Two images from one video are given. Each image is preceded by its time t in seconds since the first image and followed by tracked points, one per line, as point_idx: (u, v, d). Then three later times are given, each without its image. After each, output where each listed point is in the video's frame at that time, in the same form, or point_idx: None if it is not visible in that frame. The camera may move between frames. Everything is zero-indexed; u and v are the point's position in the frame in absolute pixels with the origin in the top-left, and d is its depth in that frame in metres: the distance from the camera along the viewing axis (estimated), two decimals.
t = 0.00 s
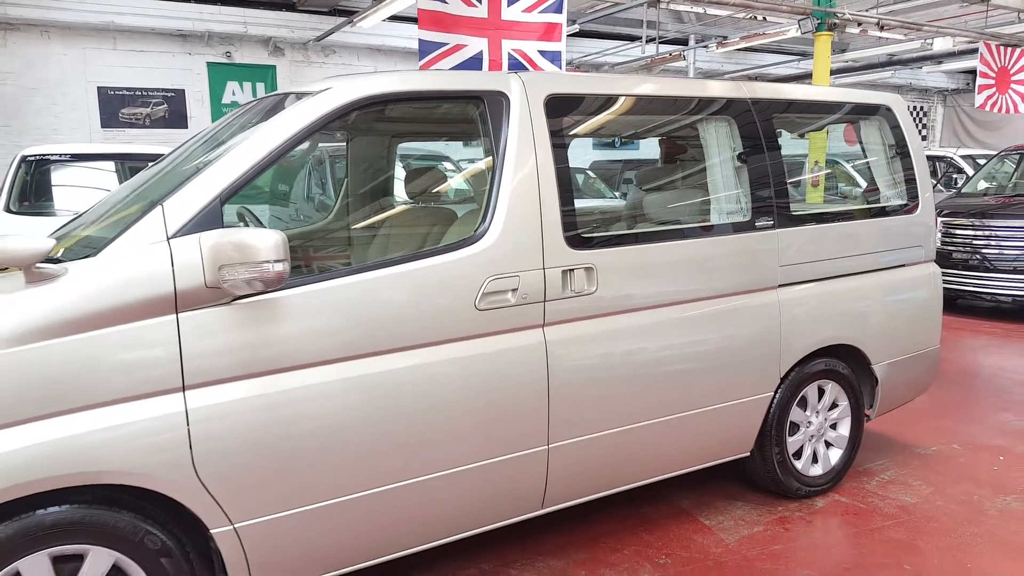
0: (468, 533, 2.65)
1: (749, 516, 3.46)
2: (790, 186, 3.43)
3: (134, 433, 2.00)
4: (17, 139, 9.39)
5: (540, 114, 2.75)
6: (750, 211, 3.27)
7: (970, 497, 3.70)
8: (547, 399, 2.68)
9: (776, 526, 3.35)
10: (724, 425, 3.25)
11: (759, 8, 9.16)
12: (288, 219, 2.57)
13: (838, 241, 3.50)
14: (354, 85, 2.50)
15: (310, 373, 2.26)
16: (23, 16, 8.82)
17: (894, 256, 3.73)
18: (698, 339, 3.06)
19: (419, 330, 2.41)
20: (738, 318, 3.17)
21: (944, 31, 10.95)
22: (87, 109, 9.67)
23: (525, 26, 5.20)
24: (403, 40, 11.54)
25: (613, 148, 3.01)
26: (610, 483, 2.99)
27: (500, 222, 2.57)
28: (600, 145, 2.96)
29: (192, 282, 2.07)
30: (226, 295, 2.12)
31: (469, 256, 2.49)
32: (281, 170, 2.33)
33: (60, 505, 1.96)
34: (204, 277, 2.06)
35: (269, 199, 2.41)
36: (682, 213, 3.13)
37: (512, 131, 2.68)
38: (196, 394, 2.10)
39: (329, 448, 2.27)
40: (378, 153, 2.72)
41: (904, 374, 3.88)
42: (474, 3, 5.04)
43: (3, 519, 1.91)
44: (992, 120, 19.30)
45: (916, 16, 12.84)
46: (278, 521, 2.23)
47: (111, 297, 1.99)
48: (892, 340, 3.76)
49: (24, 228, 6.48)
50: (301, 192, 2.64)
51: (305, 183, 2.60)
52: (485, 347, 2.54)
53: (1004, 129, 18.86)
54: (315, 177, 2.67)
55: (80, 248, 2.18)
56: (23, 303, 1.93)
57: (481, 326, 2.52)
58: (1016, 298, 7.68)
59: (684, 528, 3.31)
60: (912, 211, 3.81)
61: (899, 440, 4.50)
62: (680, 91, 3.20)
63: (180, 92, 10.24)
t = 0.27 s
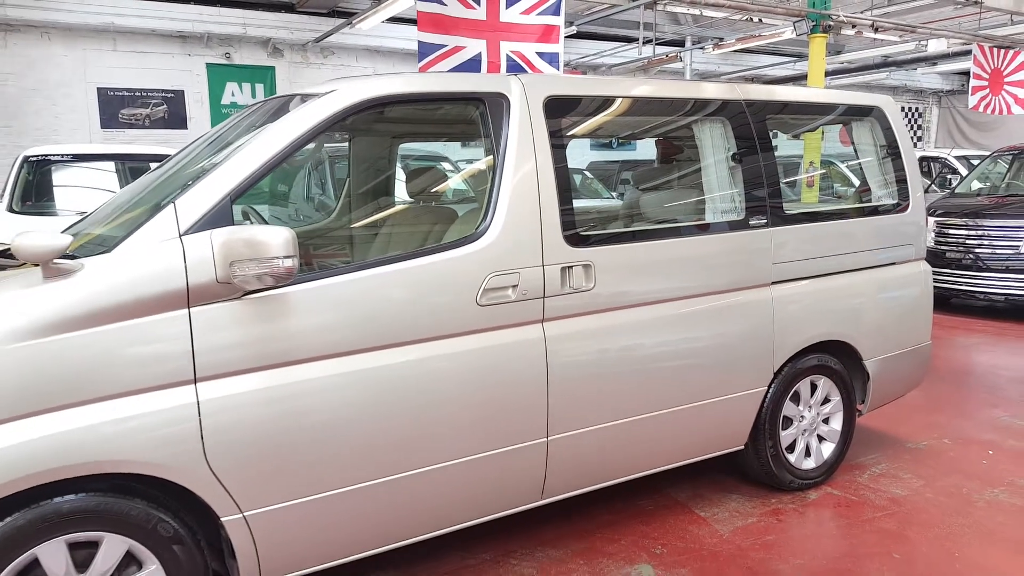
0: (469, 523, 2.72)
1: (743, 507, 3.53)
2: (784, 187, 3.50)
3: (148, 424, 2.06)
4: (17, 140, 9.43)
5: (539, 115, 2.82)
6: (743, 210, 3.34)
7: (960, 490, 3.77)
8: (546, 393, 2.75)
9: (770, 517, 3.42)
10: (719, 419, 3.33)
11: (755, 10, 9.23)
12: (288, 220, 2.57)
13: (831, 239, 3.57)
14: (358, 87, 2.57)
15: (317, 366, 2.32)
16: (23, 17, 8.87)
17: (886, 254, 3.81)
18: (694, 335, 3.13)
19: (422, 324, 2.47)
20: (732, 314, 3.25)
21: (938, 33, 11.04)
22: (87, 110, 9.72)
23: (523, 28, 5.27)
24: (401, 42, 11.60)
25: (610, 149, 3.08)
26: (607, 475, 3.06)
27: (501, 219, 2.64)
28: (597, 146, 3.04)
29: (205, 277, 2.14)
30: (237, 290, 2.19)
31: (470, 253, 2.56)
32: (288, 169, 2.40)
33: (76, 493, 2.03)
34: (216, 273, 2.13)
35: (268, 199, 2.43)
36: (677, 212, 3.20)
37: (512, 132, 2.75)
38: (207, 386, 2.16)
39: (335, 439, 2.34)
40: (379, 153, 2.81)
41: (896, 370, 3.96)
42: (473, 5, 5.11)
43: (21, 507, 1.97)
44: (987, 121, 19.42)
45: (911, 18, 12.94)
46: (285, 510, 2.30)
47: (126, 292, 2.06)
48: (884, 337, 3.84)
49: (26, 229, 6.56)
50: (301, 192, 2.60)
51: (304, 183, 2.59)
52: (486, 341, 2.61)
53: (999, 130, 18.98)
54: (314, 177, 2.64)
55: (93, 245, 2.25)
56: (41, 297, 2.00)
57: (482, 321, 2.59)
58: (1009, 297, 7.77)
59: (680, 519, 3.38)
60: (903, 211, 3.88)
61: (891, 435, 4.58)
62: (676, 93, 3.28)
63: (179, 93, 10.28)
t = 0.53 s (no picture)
0: (472, 513, 2.80)
1: (740, 498, 3.61)
2: (778, 183, 3.57)
3: (162, 417, 2.14)
4: (19, 141, 9.49)
5: (537, 115, 2.89)
6: (738, 206, 3.41)
7: (953, 480, 3.85)
8: (545, 386, 2.82)
9: (766, 507, 3.50)
10: (715, 411, 3.41)
11: (751, 6, 9.29)
12: (288, 219, 2.58)
13: (825, 235, 3.64)
14: (361, 89, 2.64)
15: (323, 361, 2.40)
16: (25, 19, 8.93)
17: (879, 249, 3.88)
18: (690, 329, 3.20)
19: (425, 320, 2.55)
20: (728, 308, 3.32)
21: (935, 28, 11.08)
22: (88, 111, 9.78)
23: (520, 26, 5.33)
24: (401, 40, 11.66)
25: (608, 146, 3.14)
26: (606, 466, 3.14)
27: (501, 217, 2.71)
28: (595, 143, 3.10)
29: (216, 276, 2.21)
30: (247, 288, 2.26)
31: (471, 251, 2.63)
32: (293, 170, 2.47)
33: (95, 483, 2.11)
34: (226, 270, 2.20)
35: (269, 198, 2.45)
36: (673, 209, 3.27)
37: (511, 131, 2.82)
38: (219, 380, 2.24)
39: (342, 432, 2.42)
40: (379, 153, 2.86)
41: (890, 363, 4.03)
42: (471, 4, 5.17)
43: (42, 497, 2.05)
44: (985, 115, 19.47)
45: (909, 13, 12.97)
46: (294, 500, 2.37)
47: (140, 289, 2.13)
48: (877, 330, 3.91)
49: (38, 229, 6.68)
50: (301, 191, 2.61)
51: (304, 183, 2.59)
52: (488, 336, 2.69)
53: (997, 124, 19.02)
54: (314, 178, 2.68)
55: (107, 245, 2.33)
56: (59, 296, 2.07)
57: (483, 316, 2.67)
58: (1006, 291, 7.84)
59: (678, 509, 3.46)
60: (896, 206, 3.95)
61: (886, 428, 4.66)
62: (671, 91, 3.35)
63: (180, 93, 10.34)
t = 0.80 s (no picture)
0: (475, 508, 2.84)
1: (742, 496, 3.64)
2: (779, 183, 3.59)
3: (172, 413, 2.19)
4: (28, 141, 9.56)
5: (540, 117, 2.93)
6: (740, 205, 3.44)
7: (955, 479, 3.88)
8: (547, 384, 2.86)
9: (767, 505, 3.53)
10: (717, 409, 3.43)
11: (756, 6, 9.30)
12: (295, 218, 2.64)
13: (827, 235, 3.67)
14: (366, 92, 2.69)
15: (329, 358, 2.44)
16: (34, 20, 9.00)
17: (880, 249, 3.91)
18: (692, 327, 3.23)
19: (428, 318, 2.59)
20: (730, 307, 3.35)
21: (941, 26, 11.08)
22: (97, 111, 9.85)
23: (524, 27, 5.37)
24: (406, 41, 11.71)
25: (613, 145, 3.17)
26: (608, 463, 3.16)
27: (503, 216, 2.76)
28: (599, 143, 3.13)
29: (225, 275, 2.26)
30: (255, 286, 2.31)
31: (475, 250, 2.67)
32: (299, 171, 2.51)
33: (106, 476, 2.16)
34: (235, 269, 2.25)
35: (275, 198, 2.48)
36: (674, 209, 3.30)
37: (514, 132, 2.86)
38: (226, 376, 2.29)
39: (348, 428, 2.46)
40: (384, 153, 2.83)
41: (891, 362, 4.05)
42: (474, 5, 5.21)
43: (55, 490, 2.10)
44: (992, 115, 19.42)
45: (914, 12, 12.97)
46: (300, 495, 2.42)
47: (151, 288, 2.18)
48: (879, 329, 3.94)
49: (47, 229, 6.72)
50: (307, 191, 2.65)
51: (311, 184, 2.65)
52: (491, 334, 2.73)
53: (1004, 123, 18.97)
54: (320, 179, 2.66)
55: (118, 245, 2.37)
56: (72, 294, 2.12)
57: (486, 314, 2.71)
58: (1011, 290, 7.84)
59: (679, 507, 3.49)
60: (898, 205, 3.97)
61: (889, 427, 4.68)
62: (673, 92, 3.39)
63: (187, 94, 10.39)
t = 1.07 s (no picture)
0: (486, 506, 2.88)
1: (754, 497, 3.64)
2: (790, 182, 3.59)
3: (190, 411, 2.24)
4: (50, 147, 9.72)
5: (549, 120, 2.97)
6: (751, 205, 3.45)
7: (972, 482, 3.86)
8: (557, 383, 2.89)
9: (780, 506, 3.53)
10: (728, 409, 3.44)
11: (769, 6, 9.28)
12: (310, 221, 2.64)
13: (839, 235, 3.67)
14: (377, 96, 2.74)
15: (343, 357, 2.49)
16: (55, 28, 9.17)
17: (894, 249, 3.89)
18: (702, 328, 3.25)
19: (440, 319, 2.63)
20: (741, 308, 3.36)
21: (960, 23, 10.96)
22: (118, 116, 10.01)
23: (535, 28, 5.41)
24: (421, 44, 11.79)
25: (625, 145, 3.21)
26: (618, 463, 3.18)
27: (512, 218, 2.79)
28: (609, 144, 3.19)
29: (240, 276, 2.32)
30: (269, 287, 2.36)
31: (485, 251, 2.71)
32: (312, 174, 2.57)
33: (126, 471, 2.22)
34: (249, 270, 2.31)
35: (291, 202, 2.54)
36: (685, 209, 3.32)
37: (523, 135, 2.90)
38: (242, 374, 2.34)
39: (361, 427, 2.51)
40: (397, 155, 2.90)
41: (906, 363, 4.03)
42: (486, 7, 5.26)
43: (77, 484, 2.16)
44: (1014, 113, 19.17)
45: (931, 10, 12.85)
46: (315, 492, 2.47)
47: (169, 288, 2.24)
48: (893, 330, 3.92)
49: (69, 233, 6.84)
50: (322, 194, 2.67)
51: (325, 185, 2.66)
52: (501, 334, 2.76)
53: None
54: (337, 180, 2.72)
55: (137, 247, 2.44)
56: (94, 294, 2.19)
57: (497, 315, 2.74)
58: None
59: (691, 507, 3.49)
60: (912, 204, 3.95)
61: (906, 429, 4.67)
62: (683, 93, 3.41)
63: (205, 99, 10.54)
